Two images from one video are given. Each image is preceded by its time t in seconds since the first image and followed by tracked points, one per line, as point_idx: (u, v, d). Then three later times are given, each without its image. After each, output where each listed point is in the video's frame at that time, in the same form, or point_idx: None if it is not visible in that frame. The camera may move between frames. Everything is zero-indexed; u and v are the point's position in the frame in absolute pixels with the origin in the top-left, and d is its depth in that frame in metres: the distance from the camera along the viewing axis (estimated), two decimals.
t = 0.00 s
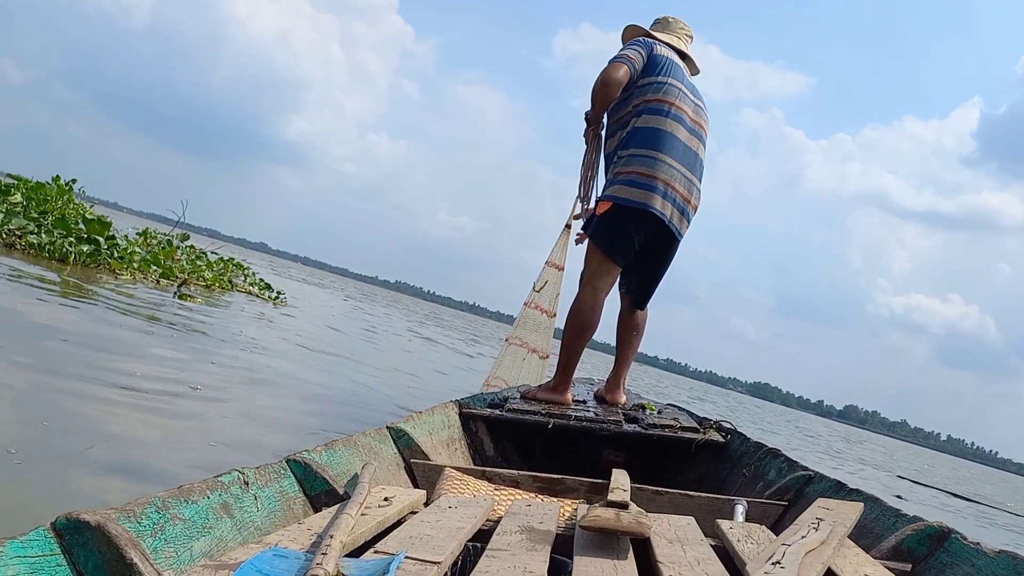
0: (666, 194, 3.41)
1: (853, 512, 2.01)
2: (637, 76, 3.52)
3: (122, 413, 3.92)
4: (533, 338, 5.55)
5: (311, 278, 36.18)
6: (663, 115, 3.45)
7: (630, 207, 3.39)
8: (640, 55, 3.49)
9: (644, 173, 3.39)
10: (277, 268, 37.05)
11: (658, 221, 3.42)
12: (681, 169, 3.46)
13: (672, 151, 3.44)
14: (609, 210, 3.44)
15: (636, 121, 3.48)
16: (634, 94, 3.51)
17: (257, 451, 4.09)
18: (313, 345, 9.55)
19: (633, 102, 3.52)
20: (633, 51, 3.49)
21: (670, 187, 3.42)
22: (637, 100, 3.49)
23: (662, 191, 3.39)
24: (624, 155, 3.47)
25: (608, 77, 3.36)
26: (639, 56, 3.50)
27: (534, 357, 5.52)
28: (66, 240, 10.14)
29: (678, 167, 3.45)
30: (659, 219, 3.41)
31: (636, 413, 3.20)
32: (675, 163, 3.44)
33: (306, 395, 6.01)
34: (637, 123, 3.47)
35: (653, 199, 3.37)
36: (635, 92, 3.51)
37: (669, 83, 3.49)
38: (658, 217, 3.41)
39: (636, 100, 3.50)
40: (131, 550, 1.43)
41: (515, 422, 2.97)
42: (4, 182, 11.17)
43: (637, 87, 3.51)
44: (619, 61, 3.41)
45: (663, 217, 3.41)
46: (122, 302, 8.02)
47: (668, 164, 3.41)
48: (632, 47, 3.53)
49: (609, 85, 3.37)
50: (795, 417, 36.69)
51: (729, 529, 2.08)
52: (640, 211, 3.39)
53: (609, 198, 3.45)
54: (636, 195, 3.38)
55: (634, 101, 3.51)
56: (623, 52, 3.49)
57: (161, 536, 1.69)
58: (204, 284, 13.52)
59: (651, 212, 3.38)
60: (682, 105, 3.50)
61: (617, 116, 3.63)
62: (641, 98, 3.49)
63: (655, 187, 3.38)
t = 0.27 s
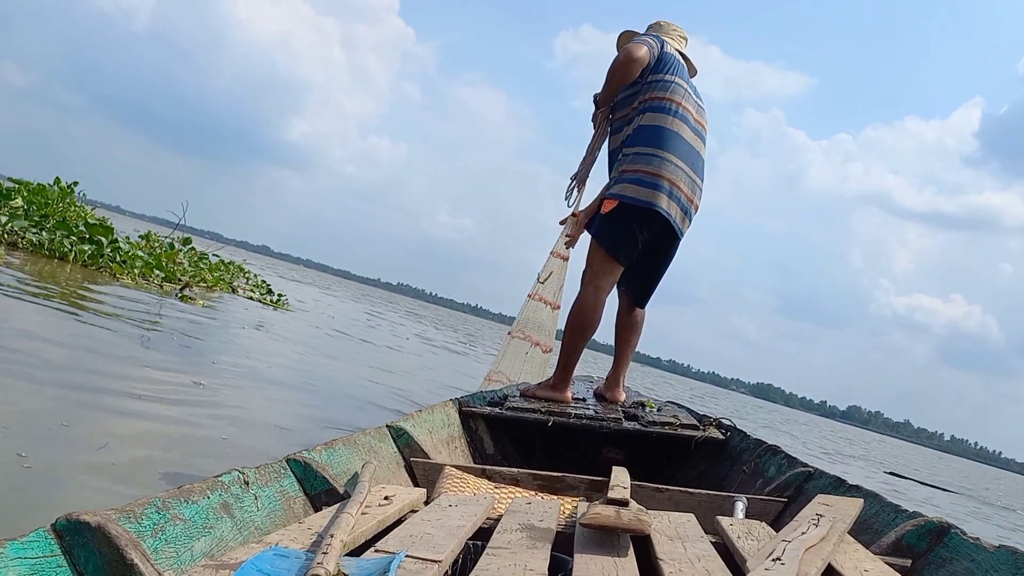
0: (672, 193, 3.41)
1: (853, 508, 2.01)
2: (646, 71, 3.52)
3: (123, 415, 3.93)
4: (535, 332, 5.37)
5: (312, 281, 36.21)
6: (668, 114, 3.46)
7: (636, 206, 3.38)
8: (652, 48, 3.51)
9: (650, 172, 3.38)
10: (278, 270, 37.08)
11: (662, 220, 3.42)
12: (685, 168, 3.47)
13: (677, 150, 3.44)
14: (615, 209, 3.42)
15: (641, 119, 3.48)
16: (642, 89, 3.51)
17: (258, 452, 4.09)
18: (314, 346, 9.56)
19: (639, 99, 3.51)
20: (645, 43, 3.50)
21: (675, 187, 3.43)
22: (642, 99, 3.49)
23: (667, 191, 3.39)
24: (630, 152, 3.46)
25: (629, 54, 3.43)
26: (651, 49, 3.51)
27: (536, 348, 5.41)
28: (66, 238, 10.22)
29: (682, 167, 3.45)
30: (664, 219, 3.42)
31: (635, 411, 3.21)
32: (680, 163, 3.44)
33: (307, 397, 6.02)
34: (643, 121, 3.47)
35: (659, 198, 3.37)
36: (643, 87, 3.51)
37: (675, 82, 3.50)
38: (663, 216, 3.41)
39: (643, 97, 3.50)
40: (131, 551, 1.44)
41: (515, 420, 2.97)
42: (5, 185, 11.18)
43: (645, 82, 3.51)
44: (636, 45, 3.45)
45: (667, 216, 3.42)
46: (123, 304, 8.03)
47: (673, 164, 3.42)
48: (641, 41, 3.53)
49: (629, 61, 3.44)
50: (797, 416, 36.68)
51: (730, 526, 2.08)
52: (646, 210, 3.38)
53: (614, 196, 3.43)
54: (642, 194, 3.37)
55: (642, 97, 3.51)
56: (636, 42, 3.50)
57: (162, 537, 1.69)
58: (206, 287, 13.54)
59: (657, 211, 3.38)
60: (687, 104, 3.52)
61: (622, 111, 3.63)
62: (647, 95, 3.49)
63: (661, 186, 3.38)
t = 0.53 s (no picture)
0: (670, 191, 3.41)
1: (852, 510, 2.00)
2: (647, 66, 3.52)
3: (123, 418, 3.93)
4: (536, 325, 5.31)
5: (314, 284, 36.26)
6: (667, 112, 3.45)
7: (634, 205, 3.38)
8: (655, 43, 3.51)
9: (648, 170, 3.38)
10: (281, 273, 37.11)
11: (661, 218, 3.42)
12: (683, 167, 3.47)
13: (676, 149, 3.44)
14: (613, 207, 3.42)
15: (641, 117, 3.47)
16: (643, 85, 3.51)
17: (259, 455, 4.09)
18: (315, 349, 9.56)
19: (639, 96, 3.51)
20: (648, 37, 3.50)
21: (673, 185, 3.42)
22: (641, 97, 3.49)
23: (666, 189, 3.39)
24: (630, 150, 3.46)
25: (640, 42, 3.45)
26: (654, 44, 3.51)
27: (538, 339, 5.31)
28: (67, 247, 10.15)
29: (680, 165, 3.45)
30: (663, 217, 3.41)
31: (635, 411, 3.20)
32: (679, 161, 3.44)
33: (308, 398, 6.01)
34: (642, 118, 3.47)
35: (658, 196, 3.37)
36: (644, 84, 3.51)
37: (674, 80, 3.49)
38: (662, 215, 3.41)
39: (643, 93, 3.50)
40: (130, 548, 1.43)
41: (514, 420, 2.96)
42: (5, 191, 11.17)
43: (647, 78, 3.51)
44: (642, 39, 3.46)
45: (665, 215, 3.41)
46: (125, 309, 8.04)
47: (671, 162, 3.41)
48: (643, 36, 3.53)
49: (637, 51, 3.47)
50: (801, 415, 36.63)
51: (728, 526, 2.08)
52: (645, 208, 3.38)
53: (612, 194, 3.43)
54: (641, 192, 3.36)
55: (642, 93, 3.51)
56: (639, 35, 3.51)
57: (161, 534, 1.68)
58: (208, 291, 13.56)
59: (656, 209, 3.38)
60: (686, 102, 3.52)
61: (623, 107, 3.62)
62: (647, 92, 3.49)
63: (659, 184, 3.38)
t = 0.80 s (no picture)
0: (665, 190, 3.41)
1: (850, 515, 2.00)
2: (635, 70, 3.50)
3: (124, 420, 3.94)
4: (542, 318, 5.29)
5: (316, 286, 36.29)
6: (660, 113, 3.45)
7: (630, 206, 3.38)
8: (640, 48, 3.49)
9: (643, 170, 3.38)
10: (283, 276, 37.15)
11: (658, 218, 3.43)
12: (679, 165, 3.46)
13: (671, 148, 3.44)
14: (608, 208, 3.43)
15: (633, 120, 3.47)
16: (633, 89, 3.49)
17: (260, 456, 4.10)
18: (318, 351, 9.57)
19: (629, 99, 3.50)
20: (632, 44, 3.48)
21: (669, 184, 3.42)
22: (632, 98, 3.49)
23: (661, 188, 3.39)
24: (623, 153, 3.46)
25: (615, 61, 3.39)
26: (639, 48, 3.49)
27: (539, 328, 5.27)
28: (70, 254, 10.16)
29: (676, 164, 3.45)
30: (659, 216, 3.42)
31: (633, 413, 3.20)
32: (673, 161, 3.44)
33: (310, 400, 6.02)
34: (634, 122, 3.47)
35: (653, 197, 3.37)
36: (633, 88, 3.49)
37: (665, 81, 3.49)
38: (658, 215, 3.41)
39: (633, 97, 3.49)
40: (127, 543, 1.44)
41: (513, 420, 2.96)
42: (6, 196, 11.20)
43: (635, 81, 3.49)
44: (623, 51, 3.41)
45: (662, 214, 3.42)
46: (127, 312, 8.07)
47: (666, 161, 3.41)
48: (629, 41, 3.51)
49: (614, 70, 3.40)
50: (805, 414, 36.58)
51: (726, 529, 2.07)
52: (640, 209, 3.39)
53: (607, 195, 3.44)
54: (636, 192, 3.37)
55: (631, 96, 3.50)
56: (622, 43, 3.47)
57: (159, 530, 1.69)
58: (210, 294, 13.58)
59: (651, 210, 3.39)
60: (678, 103, 3.51)
61: (613, 114, 3.62)
62: (637, 95, 3.48)
63: (655, 184, 3.38)
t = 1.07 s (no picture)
0: (663, 189, 3.40)
1: (849, 513, 2.00)
2: (611, 95, 3.58)
3: (126, 422, 3.96)
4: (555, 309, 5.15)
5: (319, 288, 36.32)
6: (653, 114, 3.45)
7: (626, 207, 3.39)
8: (607, 79, 3.58)
9: (638, 171, 3.38)
10: (286, 279, 37.21)
11: (657, 217, 3.43)
12: (676, 163, 3.45)
13: (667, 147, 3.43)
14: (605, 210, 3.44)
15: (625, 124, 3.48)
16: (615, 106, 3.55)
17: (261, 458, 4.10)
18: (320, 353, 9.59)
19: (619, 107, 3.53)
20: (599, 78, 3.59)
21: (667, 182, 3.41)
22: (623, 104, 3.51)
23: (658, 187, 3.39)
24: (616, 159, 3.49)
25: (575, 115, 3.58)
26: (606, 79, 3.58)
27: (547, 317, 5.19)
28: (71, 253, 10.23)
29: (673, 162, 3.43)
30: (658, 215, 3.41)
31: (632, 413, 3.20)
32: (670, 159, 3.43)
33: (311, 402, 6.03)
34: (625, 126, 3.49)
35: (651, 196, 3.38)
36: (615, 104, 3.55)
37: (654, 84, 3.49)
38: (657, 214, 3.41)
39: (619, 108, 3.53)
40: (126, 547, 1.44)
41: (511, 421, 2.96)
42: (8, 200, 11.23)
43: (616, 99, 3.55)
44: (584, 98, 3.56)
45: (661, 213, 3.41)
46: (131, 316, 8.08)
47: (662, 160, 3.40)
48: (598, 70, 3.61)
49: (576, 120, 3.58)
50: (808, 414, 36.56)
51: (725, 528, 2.07)
52: (637, 209, 3.40)
53: (604, 198, 3.46)
54: (631, 194, 3.38)
55: (615, 112, 3.55)
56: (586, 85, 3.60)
57: (158, 534, 1.69)
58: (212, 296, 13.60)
59: (649, 209, 3.39)
60: (671, 101, 3.50)
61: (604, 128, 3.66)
62: (625, 102, 3.50)
63: (651, 183, 3.37)
